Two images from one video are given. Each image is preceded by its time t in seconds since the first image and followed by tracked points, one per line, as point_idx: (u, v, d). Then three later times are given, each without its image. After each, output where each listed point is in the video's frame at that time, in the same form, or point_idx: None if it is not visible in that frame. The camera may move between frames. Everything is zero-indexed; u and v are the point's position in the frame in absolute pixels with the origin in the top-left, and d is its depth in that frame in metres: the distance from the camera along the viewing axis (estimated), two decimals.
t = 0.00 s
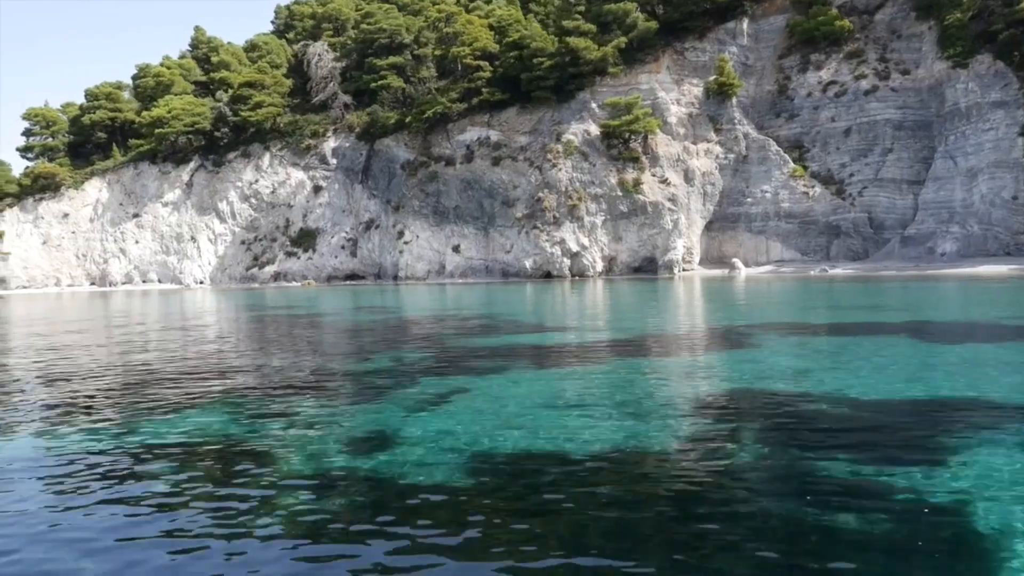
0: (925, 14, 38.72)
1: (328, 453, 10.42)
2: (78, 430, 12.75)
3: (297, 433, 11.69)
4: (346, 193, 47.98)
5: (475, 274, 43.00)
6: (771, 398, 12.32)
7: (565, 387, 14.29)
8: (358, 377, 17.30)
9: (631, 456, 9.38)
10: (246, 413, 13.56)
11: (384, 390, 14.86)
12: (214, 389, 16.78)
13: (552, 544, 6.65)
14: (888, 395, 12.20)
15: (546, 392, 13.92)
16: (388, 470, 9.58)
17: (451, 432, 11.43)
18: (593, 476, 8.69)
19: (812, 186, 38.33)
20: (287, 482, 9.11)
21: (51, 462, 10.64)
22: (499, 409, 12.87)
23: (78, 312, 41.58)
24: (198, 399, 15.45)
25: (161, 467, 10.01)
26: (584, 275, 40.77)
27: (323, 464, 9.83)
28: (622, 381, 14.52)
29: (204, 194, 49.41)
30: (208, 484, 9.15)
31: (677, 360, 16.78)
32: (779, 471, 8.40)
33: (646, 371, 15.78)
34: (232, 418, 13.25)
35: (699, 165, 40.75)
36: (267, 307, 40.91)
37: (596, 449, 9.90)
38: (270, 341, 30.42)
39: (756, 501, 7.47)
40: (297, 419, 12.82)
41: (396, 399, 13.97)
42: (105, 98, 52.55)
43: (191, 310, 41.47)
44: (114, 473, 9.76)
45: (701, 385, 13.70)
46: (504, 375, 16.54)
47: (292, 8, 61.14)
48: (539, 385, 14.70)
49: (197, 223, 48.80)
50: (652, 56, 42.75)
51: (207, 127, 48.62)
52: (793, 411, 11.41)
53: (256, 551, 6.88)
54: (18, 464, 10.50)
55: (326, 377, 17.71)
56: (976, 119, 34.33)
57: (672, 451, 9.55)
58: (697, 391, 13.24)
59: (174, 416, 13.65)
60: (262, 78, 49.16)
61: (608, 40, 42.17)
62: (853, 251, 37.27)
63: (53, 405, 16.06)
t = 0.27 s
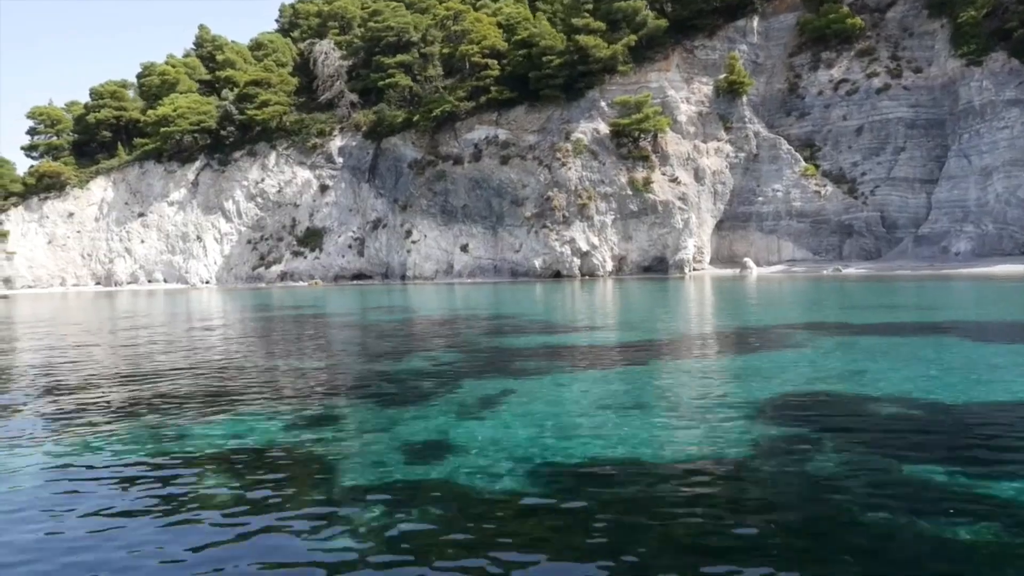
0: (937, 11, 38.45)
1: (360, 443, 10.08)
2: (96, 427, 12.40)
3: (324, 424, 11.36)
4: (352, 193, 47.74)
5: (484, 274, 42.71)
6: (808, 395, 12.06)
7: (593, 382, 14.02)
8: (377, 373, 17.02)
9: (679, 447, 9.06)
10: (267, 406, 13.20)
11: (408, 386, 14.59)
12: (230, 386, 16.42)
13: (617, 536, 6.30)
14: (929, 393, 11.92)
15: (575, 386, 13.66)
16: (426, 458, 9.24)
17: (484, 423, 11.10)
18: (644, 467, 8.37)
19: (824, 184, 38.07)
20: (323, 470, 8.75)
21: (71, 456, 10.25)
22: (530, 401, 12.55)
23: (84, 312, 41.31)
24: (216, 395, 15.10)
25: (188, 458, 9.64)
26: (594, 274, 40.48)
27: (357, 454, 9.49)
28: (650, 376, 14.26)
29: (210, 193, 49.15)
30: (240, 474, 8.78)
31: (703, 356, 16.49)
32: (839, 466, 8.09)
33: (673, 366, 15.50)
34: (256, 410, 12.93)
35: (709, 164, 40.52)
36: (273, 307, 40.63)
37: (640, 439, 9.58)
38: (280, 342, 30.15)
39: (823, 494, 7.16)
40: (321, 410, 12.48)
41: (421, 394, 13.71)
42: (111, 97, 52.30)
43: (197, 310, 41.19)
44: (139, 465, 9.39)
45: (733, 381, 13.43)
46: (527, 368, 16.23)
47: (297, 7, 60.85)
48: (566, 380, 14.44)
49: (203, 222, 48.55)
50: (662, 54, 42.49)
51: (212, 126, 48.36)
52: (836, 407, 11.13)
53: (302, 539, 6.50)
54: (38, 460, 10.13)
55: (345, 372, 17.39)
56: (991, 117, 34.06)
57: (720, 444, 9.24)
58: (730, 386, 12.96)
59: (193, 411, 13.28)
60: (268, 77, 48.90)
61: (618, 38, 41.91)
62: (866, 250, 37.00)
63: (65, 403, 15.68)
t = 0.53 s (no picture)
0: (952, 9, 38.19)
1: (400, 445, 9.70)
2: (119, 425, 11.99)
3: (358, 425, 10.97)
4: (360, 192, 47.44)
5: (493, 273, 42.40)
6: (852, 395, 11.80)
7: (627, 381, 13.74)
8: (401, 372, 16.75)
9: (737, 452, 8.68)
10: (293, 405, 12.81)
11: (436, 386, 14.31)
12: (250, 384, 16.02)
13: (701, 552, 5.90)
14: (977, 393, 11.63)
15: (609, 386, 13.38)
16: (473, 462, 8.86)
17: (525, 423, 10.73)
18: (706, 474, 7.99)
19: (838, 183, 37.79)
20: (367, 477, 8.36)
21: (97, 456, 9.83)
22: (566, 400, 12.18)
23: (91, 312, 40.98)
24: (237, 393, 14.70)
25: (221, 461, 9.23)
26: (605, 274, 40.18)
27: (400, 459, 9.11)
28: (684, 376, 13.98)
29: (217, 193, 48.84)
30: (279, 480, 8.37)
31: (734, 356, 16.14)
32: (910, 472, 7.77)
33: (705, 366, 15.16)
34: (286, 410, 12.66)
35: (722, 163, 40.22)
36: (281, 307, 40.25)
37: (693, 443, 9.22)
38: (291, 341, 29.82)
39: (908, 506, 6.78)
40: (351, 410, 12.09)
41: (452, 394, 13.43)
42: (117, 96, 51.99)
43: (204, 310, 40.84)
44: (172, 468, 8.97)
45: (772, 381, 13.15)
46: (554, 367, 15.87)
47: (303, 5, 60.55)
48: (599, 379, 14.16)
49: (210, 221, 48.25)
50: (673, 52, 42.21)
51: (220, 124, 48.05)
52: (888, 408, 10.78)
53: (363, 551, 6.15)
54: (63, 460, 9.70)
55: (366, 371, 17.01)
56: (1008, 115, 33.77)
57: (780, 449, 8.86)
58: (771, 387, 12.61)
59: (218, 409, 12.89)
60: (276, 75, 48.61)
61: (629, 36, 41.62)
62: (881, 249, 36.70)
63: (81, 401, 15.26)
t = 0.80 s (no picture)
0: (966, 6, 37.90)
1: (442, 450, 9.35)
2: (143, 428, 11.66)
3: (394, 429, 10.63)
4: (368, 191, 47.10)
5: (503, 273, 42.06)
6: (898, 397, 11.51)
7: (661, 382, 13.45)
8: (425, 373, 16.44)
9: (799, 460, 8.33)
10: (322, 408, 12.48)
11: (465, 387, 14.01)
12: (271, 385, 15.70)
13: (785, 565, 5.62)
14: None
15: (644, 387, 13.10)
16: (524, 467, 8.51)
17: (568, 425, 10.40)
18: (772, 482, 7.65)
19: (852, 182, 37.50)
20: (416, 486, 7.97)
21: (128, 461, 9.52)
22: (605, 401, 11.84)
23: (97, 312, 40.62)
24: (260, 395, 14.37)
25: (259, 468, 8.90)
26: (617, 273, 39.86)
27: (447, 465, 8.75)
28: (718, 377, 13.70)
29: (224, 192, 48.51)
30: (323, 486, 8.09)
31: (766, 357, 15.82)
32: (982, 479, 7.48)
33: (738, 366, 14.84)
34: (315, 412, 12.35)
35: (734, 162, 39.93)
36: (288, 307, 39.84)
37: (749, 448, 8.89)
38: (303, 341, 29.47)
39: (1002, 518, 6.40)
40: (384, 414, 11.76)
41: (483, 395, 13.14)
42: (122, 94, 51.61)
43: (211, 310, 40.47)
44: (209, 476, 8.64)
45: (812, 382, 12.86)
46: (582, 368, 15.56)
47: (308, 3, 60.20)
48: (631, 380, 13.87)
49: (217, 221, 47.92)
50: (684, 50, 41.88)
51: (226, 123, 47.70)
52: (943, 411, 10.44)
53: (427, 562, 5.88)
54: (92, 464, 9.38)
55: (389, 372, 16.69)
56: None
57: (838, 453, 8.58)
58: (814, 390, 12.29)
59: (244, 413, 12.56)
60: (283, 74, 48.26)
61: (641, 34, 41.29)
62: (896, 249, 36.39)
63: (100, 401, 14.93)
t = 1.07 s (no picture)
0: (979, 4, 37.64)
1: (481, 458, 9.07)
2: (164, 431, 11.34)
3: (426, 435, 10.34)
4: (374, 190, 46.82)
5: (511, 273, 41.75)
6: (940, 400, 11.22)
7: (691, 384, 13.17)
8: (446, 374, 16.17)
9: (855, 469, 8.06)
10: (347, 412, 12.17)
11: (489, 389, 13.73)
12: (288, 386, 15.38)
13: None
14: None
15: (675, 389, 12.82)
16: (570, 477, 8.24)
17: (606, 430, 10.11)
18: (833, 495, 7.37)
19: (864, 181, 37.24)
20: (461, 497, 7.68)
21: (154, 468, 9.20)
22: (639, 404, 11.55)
23: (102, 313, 40.31)
24: (278, 396, 14.05)
25: (294, 476, 8.61)
26: (626, 273, 39.57)
27: (489, 473, 8.47)
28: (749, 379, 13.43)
29: (229, 191, 48.23)
30: (363, 496, 7.83)
31: (793, 358, 15.54)
32: None
33: (768, 369, 14.58)
34: (340, 414, 12.07)
35: (744, 161, 39.66)
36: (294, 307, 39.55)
37: (800, 457, 8.61)
38: (312, 342, 29.17)
39: None
40: (413, 418, 11.47)
41: (511, 397, 12.85)
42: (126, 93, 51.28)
43: (216, 311, 40.14)
44: (243, 484, 8.35)
45: (846, 384, 12.59)
46: (607, 369, 15.27)
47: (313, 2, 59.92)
48: (660, 382, 13.58)
49: (222, 220, 47.64)
50: (694, 49, 41.59)
51: (232, 122, 47.43)
52: (990, 416, 10.17)
53: None
54: (118, 472, 9.07)
55: (408, 373, 16.39)
56: None
57: (894, 462, 8.30)
58: (851, 392, 12.01)
59: (266, 416, 12.25)
60: (288, 73, 47.98)
61: (650, 32, 41.01)
62: (909, 249, 36.12)
63: (112, 403, 14.59)
